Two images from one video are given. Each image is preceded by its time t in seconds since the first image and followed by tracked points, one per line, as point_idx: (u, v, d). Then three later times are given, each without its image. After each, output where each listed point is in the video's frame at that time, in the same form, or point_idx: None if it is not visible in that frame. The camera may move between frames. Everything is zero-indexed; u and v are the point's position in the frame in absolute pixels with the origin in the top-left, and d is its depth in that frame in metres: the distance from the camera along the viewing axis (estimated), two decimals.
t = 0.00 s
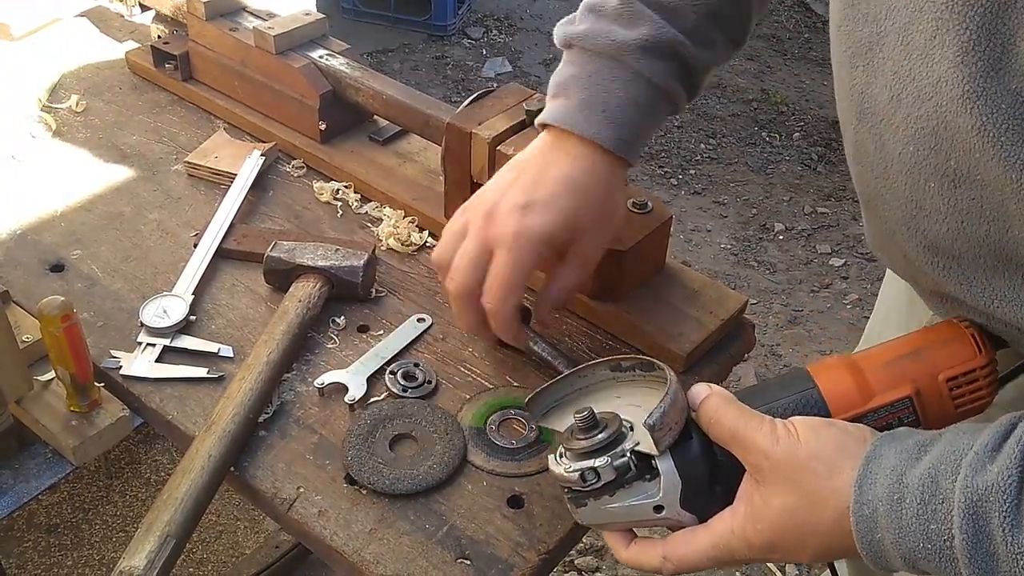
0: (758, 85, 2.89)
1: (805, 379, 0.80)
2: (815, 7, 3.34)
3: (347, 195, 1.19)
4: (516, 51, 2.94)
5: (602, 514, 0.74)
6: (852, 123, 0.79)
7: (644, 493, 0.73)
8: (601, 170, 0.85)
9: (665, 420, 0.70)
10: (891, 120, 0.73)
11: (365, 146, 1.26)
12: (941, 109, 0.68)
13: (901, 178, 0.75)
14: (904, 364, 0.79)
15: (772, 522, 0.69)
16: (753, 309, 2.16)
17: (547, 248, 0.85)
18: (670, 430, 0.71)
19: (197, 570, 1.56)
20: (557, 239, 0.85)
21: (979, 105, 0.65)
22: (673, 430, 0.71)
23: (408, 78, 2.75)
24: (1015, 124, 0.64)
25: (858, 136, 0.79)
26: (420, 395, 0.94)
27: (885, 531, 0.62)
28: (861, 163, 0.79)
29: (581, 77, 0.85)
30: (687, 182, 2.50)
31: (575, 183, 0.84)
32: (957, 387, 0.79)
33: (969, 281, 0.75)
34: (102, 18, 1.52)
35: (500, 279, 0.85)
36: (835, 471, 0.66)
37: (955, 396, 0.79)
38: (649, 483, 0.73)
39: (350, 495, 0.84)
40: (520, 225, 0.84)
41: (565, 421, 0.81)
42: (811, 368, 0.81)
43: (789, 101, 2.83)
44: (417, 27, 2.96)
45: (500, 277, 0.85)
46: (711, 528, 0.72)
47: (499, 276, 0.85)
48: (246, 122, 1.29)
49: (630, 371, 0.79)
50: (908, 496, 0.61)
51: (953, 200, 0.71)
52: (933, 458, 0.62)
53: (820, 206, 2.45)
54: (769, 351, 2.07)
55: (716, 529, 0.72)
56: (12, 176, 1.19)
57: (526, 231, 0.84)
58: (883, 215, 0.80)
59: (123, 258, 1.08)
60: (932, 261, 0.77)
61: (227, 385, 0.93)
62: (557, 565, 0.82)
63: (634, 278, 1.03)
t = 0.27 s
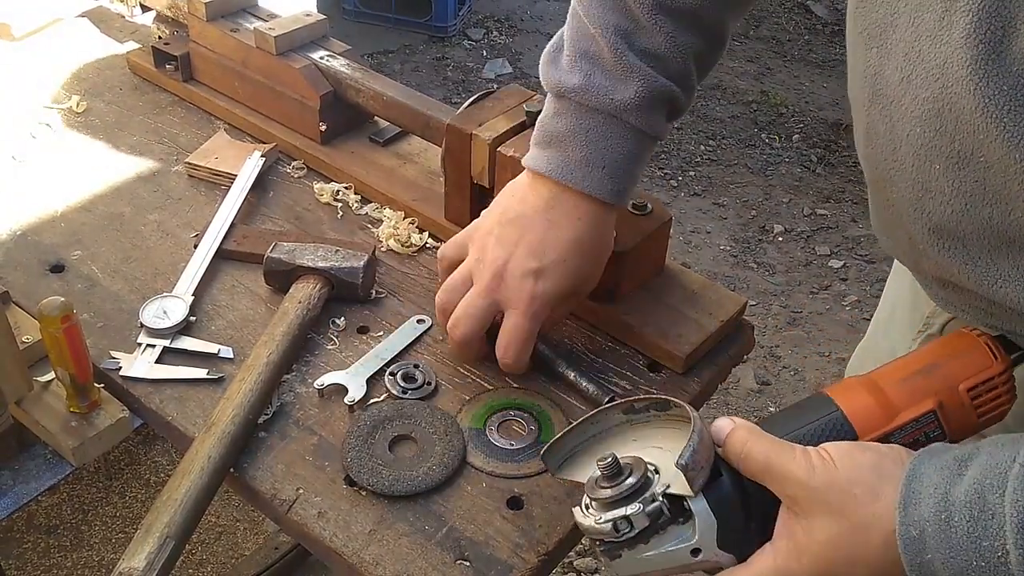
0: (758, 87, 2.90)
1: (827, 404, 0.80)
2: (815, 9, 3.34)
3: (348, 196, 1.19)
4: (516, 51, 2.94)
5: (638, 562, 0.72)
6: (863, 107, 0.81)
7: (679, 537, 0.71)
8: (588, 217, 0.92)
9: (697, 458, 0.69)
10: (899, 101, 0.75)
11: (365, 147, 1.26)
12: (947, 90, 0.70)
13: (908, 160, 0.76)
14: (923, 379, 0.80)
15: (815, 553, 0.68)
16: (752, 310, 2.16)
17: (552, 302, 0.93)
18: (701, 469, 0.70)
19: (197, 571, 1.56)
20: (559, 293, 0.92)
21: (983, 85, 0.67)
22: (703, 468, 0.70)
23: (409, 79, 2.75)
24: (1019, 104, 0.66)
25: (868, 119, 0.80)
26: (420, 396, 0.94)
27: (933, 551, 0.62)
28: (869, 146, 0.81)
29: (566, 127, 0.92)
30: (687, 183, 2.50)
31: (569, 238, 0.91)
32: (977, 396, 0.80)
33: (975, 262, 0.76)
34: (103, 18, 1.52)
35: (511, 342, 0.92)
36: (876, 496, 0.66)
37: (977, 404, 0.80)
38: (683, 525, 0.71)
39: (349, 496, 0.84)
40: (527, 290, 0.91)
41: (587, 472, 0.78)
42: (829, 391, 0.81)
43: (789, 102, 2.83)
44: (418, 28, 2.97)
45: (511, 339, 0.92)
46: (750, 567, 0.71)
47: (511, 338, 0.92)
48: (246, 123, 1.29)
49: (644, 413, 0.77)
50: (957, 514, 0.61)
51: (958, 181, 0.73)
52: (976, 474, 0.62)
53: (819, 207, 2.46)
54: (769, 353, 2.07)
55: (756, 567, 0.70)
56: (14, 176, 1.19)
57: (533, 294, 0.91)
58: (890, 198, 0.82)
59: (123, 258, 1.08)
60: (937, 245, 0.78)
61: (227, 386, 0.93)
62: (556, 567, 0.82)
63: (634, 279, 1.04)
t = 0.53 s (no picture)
0: (757, 85, 2.90)
1: (860, 423, 0.77)
2: (814, 7, 3.34)
3: (347, 195, 1.19)
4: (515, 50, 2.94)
5: None
6: (875, 98, 0.80)
7: None
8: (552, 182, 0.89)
9: (744, 500, 0.65)
10: (919, 95, 0.75)
11: (364, 146, 1.26)
12: (973, 87, 0.70)
13: (925, 154, 0.76)
14: (953, 390, 0.79)
15: None
16: (752, 308, 2.16)
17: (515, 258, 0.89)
18: (750, 510, 0.66)
19: (197, 571, 1.56)
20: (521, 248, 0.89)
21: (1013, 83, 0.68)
22: (750, 509, 0.66)
23: (407, 78, 2.75)
24: None
25: (881, 110, 0.79)
26: (420, 396, 0.94)
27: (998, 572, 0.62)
28: (881, 137, 0.80)
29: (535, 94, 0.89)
30: (687, 182, 2.50)
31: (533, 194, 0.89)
32: (1006, 402, 0.80)
33: (995, 254, 0.76)
34: (101, 18, 1.52)
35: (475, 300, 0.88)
36: (935, 521, 0.66)
37: (1006, 410, 0.80)
38: (732, 568, 0.67)
39: (349, 495, 0.84)
40: (485, 242, 0.88)
41: (618, 517, 0.73)
42: (858, 410, 0.79)
43: (788, 101, 2.83)
44: (417, 27, 2.97)
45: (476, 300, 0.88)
46: None
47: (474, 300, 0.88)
48: (245, 122, 1.29)
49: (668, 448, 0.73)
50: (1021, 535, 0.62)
51: (980, 177, 0.73)
52: None
53: (819, 206, 2.46)
54: (768, 351, 2.07)
55: None
56: (13, 176, 1.19)
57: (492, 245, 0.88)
58: (900, 192, 0.81)
59: (123, 258, 1.08)
60: (953, 238, 0.78)
61: (227, 386, 0.93)
62: (555, 566, 0.82)
63: (634, 277, 1.04)
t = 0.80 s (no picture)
0: (758, 90, 2.90)
1: (859, 414, 0.77)
2: (816, 12, 3.34)
3: (347, 196, 1.19)
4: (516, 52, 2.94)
5: None
6: (884, 90, 0.79)
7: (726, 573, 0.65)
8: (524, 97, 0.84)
9: (748, 491, 0.64)
10: (935, 87, 0.74)
11: (365, 147, 1.25)
12: (994, 79, 0.70)
13: (937, 147, 0.76)
14: (954, 384, 0.79)
15: None
16: (752, 313, 2.16)
17: (461, 147, 0.83)
18: (752, 501, 0.65)
19: (194, 571, 1.56)
20: (469, 138, 0.83)
21: None
22: (753, 500, 0.65)
23: (409, 79, 2.75)
24: None
25: (890, 102, 0.79)
26: (419, 397, 0.94)
27: (1004, 570, 0.63)
28: (889, 130, 0.80)
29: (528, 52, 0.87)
30: (687, 186, 2.50)
31: (493, 94, 0.85)
32: (1005, 396, 0.80)
33: (999, 252, 0.76)
34: (103, 16, 1.52)
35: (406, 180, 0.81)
36: (941, 517, 0.66)
37: (1005, 405, 0.80)
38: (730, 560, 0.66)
39: (347, 496, 0.84)
40: (435, 132, 0.84)
41: (611, 502, 0.73)
42: (858, 400, 0.79)
43: (789, 105, 2.83)
44: (418, 29, 2.97)
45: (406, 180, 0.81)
46: None
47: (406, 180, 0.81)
48: (246, 122, 1.29)
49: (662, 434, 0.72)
50: None
51: (992, 171, 0.73)
52: None
53: (819, 211, 2.46)
54: (768, 356, 2.07)
55: None
56: (13, 173, 1.19)
57: (438, 132, 0.84)
58: (905, 186, 0.81)
59: (123, 257, 1.08)
60: (959, 234, 0.78)
61: (226, 386, 0.93)
62: (553, 569, 0.82)
63: (634, 281, 1.04)
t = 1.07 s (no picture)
0: (758, 92, 2.90)
1: (863, 403, 0.78)
2: (816, 15, 3.34)
3: (346, 196, 1.19)
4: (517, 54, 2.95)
5: None
6: (899, 85, 0.78)
7: (723, 554, 0.65)
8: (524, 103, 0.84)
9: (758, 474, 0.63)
10: (954, 84, 0.73)
11: (365, 147, 1.25)
12: (1018, 77, 0.69)
13: (952, 146, 0.75)
14: (958, 378, 0.78)
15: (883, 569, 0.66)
16: (750, 315, 2.16)
17: (462, 156, 0.82)
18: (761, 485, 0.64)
19: (191, 570, 1.56)
20: (470, 147, 0.83)
21: None
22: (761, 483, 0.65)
23: (410, 80, 2.75)
24: None
25: (904, 98, 0.77)
26: (417, 398, 0.94)
27: (1014, 565, 0.61)
28: (902, 126, 0.78)
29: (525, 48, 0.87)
30: (687, 188, 2.50)
31: (495, 102, 0.84)
32: (1009, 394, 0.79)
33: (1010, 253, 0.75)
34: (104, 15, 1.52)
35: (404, 192, 0.80)
36: (951, 509, 0.65)
37: (1008, 403, 0.80)
38: (726, 541, 0.65)
39: (345, 496, 0.84)
40: (436, 139, 0.83)
41: (600, 479, 0.72)
42: (863, 391, 0.79)
43: (790, 108, 2.83)
44: (420, 29, 2.97)
45: (404, 191, 0.80)
46: None
47: (405, 191, 0.80)
48: (246, 122, 1.29)
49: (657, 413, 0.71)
50: None
51: (1008, 172, 0.71)
52: None
53: (819, 213, 2.46)
54: (767, 359, 2.07)
55: None
56: (13, 171, 1.19)
57: (438, 139, 0.83)
58: (913, 184, 0.79)
59: (122, 255, 1.08)
60: (968, 233, 0.77)
61: (224, 385, 0.93)
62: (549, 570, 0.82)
63: (633, 283, 1.04)
